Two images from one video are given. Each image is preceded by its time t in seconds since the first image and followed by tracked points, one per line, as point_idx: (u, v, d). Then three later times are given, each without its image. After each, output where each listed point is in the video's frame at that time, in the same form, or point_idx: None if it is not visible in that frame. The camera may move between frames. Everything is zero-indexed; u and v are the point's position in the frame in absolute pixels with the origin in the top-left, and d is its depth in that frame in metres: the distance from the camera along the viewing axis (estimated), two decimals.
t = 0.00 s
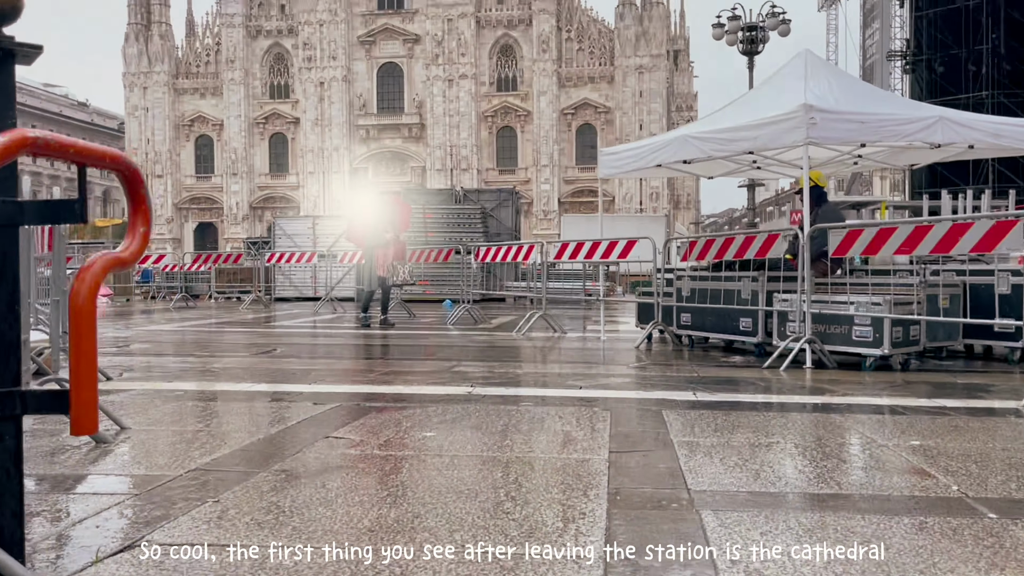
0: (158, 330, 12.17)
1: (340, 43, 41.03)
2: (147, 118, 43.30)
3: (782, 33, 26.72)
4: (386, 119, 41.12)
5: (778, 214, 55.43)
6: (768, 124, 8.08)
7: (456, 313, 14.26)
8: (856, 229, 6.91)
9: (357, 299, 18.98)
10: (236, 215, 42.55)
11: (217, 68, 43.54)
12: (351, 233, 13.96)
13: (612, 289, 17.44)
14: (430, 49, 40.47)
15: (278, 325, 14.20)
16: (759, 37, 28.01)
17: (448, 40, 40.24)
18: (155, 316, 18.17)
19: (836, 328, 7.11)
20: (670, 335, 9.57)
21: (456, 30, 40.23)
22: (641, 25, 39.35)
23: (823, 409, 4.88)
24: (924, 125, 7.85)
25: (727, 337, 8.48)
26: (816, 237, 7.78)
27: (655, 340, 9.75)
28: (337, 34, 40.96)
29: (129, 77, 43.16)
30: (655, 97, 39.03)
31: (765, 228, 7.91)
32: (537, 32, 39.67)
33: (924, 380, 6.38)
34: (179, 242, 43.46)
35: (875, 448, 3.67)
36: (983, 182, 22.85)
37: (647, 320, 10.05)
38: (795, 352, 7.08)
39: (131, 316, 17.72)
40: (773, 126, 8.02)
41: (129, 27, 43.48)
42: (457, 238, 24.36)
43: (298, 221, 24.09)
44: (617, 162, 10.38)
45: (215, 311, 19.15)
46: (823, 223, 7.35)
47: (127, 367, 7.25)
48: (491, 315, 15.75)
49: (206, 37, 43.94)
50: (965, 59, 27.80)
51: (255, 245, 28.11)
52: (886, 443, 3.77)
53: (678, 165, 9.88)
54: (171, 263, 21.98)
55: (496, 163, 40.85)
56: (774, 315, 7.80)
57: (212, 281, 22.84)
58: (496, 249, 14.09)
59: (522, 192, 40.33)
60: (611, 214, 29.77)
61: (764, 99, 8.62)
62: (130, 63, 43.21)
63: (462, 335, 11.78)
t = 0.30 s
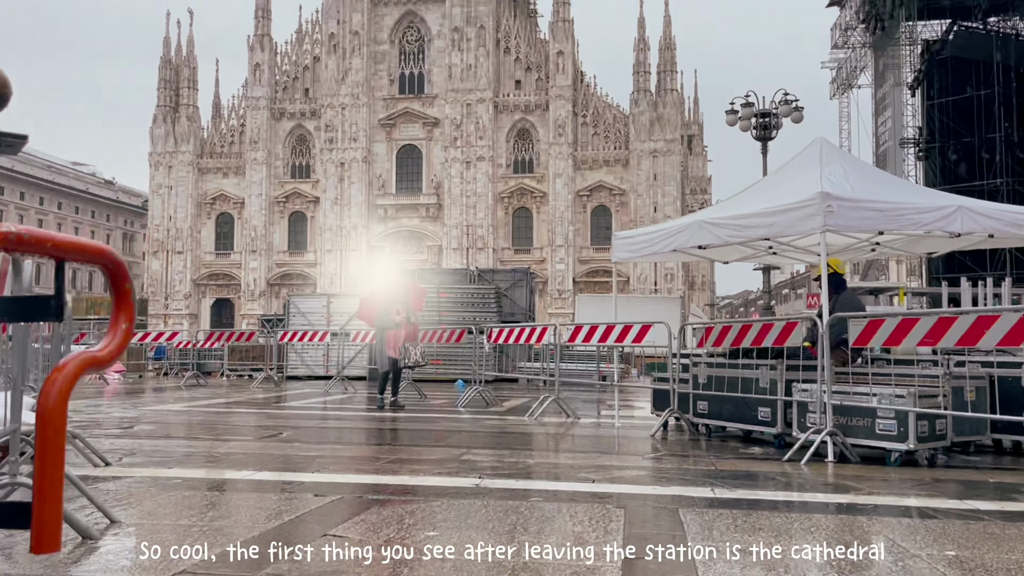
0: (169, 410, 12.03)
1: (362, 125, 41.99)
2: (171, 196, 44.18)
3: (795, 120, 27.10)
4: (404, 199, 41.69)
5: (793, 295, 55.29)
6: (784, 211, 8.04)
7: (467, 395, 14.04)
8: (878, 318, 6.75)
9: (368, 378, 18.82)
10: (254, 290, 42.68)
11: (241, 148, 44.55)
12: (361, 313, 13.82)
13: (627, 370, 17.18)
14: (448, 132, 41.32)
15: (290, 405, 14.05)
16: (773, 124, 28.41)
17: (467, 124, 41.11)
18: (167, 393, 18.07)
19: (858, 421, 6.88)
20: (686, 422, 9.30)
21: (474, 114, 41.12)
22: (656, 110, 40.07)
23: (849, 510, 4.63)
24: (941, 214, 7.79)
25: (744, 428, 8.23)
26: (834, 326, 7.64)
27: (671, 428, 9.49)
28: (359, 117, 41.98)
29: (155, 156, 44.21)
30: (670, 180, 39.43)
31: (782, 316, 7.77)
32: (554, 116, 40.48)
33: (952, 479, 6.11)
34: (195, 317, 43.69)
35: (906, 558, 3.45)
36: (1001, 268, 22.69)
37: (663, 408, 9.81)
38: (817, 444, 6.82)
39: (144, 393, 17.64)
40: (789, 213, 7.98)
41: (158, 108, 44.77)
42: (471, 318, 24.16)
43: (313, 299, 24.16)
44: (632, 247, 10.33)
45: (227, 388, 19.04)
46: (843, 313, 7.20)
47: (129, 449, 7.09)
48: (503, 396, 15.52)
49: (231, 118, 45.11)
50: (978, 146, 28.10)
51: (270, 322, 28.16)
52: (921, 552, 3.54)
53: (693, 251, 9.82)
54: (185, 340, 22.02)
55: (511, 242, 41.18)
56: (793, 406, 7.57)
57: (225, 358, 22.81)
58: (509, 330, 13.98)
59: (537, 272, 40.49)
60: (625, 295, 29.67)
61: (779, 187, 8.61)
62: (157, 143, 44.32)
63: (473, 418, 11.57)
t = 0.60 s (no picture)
0: (172, 465, 11.82)
1: (375, 176, 42.35)
2: (185, 245, 44.46)
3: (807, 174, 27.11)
4: (416, 249, 41.76)
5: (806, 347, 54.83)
6: (798, 271, 7.88)
7: (473, 452, 13.75)
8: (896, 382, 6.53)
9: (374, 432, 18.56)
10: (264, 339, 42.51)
11: (255, 198, 44.92)
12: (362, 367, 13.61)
13: (637, 427, 16.85)
14: (460, 183, 41.59)
15: (295, 460, 13.80)
16: (783, 178, 28.43)
17: (479, 175, 41.38)
18: (173, 445, 17.86)
19: (878, 489, 6.61)
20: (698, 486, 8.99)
21: (486, 166, 41.41)
22: (666, 163, 40.25)
23: None
24: (960, 274, 7.59)
25: (758, 493, 7.93)
26: (851, 388, 7.41)
27: (682, 491, 9.17)
28: (372, 168, 42.39)
29: (170, 205, 44.60)
30: (681, 233, 39.42)
31: (797, 378, 7.54)
32: (565, 168, 40.72)
33: (978, 553, 5.81)
34: (205, 365, 43.58)
35: None
36: (1017, 325, 22.39)
37: (674, 470, 9.51)
38: (835, 513, 6.54)
39: (148, 445, 17.45)
40: (803, 272, 7.81)
41: (174, 158, 45.32)
42: (479, 370, 23.85)
43: (321, 350, 24.02)
44: (642, 303, 10.17)
45: (233, 441, 18.80)
46: (861, 376, 6.98)
47: (122, 511, 6.88)
48: (511, 453, 15.21)
49: (246, 168, 45.55)
50: (990, 202, 28.04)
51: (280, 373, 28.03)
52: None
53: (706, 308, 9.63)
54: (192, 391, 21.85)
55: (521, 293, 41.10)
56: (810, 471, 7.29)
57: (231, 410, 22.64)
58: (516, 386, 13.75)
59: (548, 322, 40.32)
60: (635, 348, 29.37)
61: (792, 246, 8.45)
62: (172, 192, 44.75)
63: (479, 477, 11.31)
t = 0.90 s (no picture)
0: (173, 494, 11.65)
1: (384, 201, 42.45)
2: (194, 268, 44.52)
3: (817, 201, 26.99)
4: (424, 273, 41.69)
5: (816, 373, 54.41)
6: (810, 303, 7.72)
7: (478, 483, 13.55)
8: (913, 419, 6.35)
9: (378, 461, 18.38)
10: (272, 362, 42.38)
11: (265, 222, 45.02)
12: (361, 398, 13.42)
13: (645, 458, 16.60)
14: (469, 208, 41.62)
15: (298, 489, 13.61)
16: (793, 205, 28.31)
17: (487, 200, 41.40)
18: (177, 472, 17.69)
19: (894, 529, 6.40)
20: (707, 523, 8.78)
21: (495, 191, 41.42)
22: (675, 189, 40.19)
23: None
24: (977, 308, 7.44)
25: (770, 531, 7.72)
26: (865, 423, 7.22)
27: (691, 527, 8.96)
28: (381, 193, 42.51)
29: (181, 229, 44.74)
30: (690, 258, 39.29)
31: (809, 413, 7.36)
32: (573, 194, 40.72)
33: None
34: (213, 389, 43.45)
35: None
36: None
37: (682, 505, 9.31)
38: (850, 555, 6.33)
39: (152, 473, 17.29)
40: (816, 304, 7.66)
41: (186, 182, 45.52)
42: (486, 399, 23.64)
43: (327, 377, 23.89)
44: (650, 333, 10.01)
45: (237, 468, 18.61)
46: (876, 412, 6.80)
47: (116, 546, 6.72)
48: (516, 484, 15.00)
49: (256, 193, 45.69)
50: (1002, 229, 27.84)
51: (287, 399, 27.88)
52: None
53: (716, 339, 9.47)
54: (197, 416, 21.79)
55: (530, 317, 40.93)
56: (823, 510, 7.09)
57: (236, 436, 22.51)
58: (521, 416, 13.57)
59: (556, 347, 40.12)
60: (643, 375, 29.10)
61: (803, 277, 8.31)
62: (183, 216, 44.90)
63: (484, 509, 11.10)
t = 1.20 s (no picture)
0: (175, 509, 11.46)
1: (393, 211, 42.42)
2: (203, 278, 44.50)
3: (827, 214, 26.78)
4: (432, 284, 41.56)
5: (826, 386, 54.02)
6: (823, 318, 7.53)
7: (481, 499, 13.36)
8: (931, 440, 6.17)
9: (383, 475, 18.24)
10: (280, 372, 42.26)
11: (274, 232, 45.03)
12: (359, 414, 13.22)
13: (652, 473, 16.39)
14: (478, 219, 41.53)
15: (302, 504, 13.43)
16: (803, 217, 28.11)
17: (496, 211, 41.31)
18: (182, 484, 17.54)
19: (910, 554, 6.18)
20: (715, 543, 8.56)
21: (504, 202, 41.32)
22: (684, 201, 40.01)
23: None
24: (994, 324, 7.23)
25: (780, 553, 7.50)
26: (879, 443, 7.03)
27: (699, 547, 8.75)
28: (390, 204, 42.52)
29: (190, 239, 44.78)
30: (699, 270, 39.08)
31: (822, 432, 7.17)
32: (582, 205, 40.59)
33: None
34: (221, 399, 43.39)
35: None
36: None
37: (690, 525, 9.08)
38: None
39: (155, 485, 17.16)
40: (829, 319, 7.47)
41: (196, 193, 45.58)
42: (491, 411, 23.41)
43: (332, 389, 23.76)
44: (657, 348, 9.82)
45: (241, 481, 18.45)
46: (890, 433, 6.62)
47: (105, 566, 6.55)
48: (521, 499, 14.81)
49: (266, 203, 45.71)
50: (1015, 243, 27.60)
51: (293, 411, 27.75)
52: None
53: (725, 354, 9.28)
54: (203, 428, 21.70)
55: (538, 328, 40.74)
56: (836, 532, 6.88)
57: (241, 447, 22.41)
58: (526, 431, 13.38)
59: (564, 359, 39.91)
60: (651, 387, 28.83)
61: (815, 291, 8.12)
62: (193, 227, 44.94)
63: (487, 526, 10.90)
